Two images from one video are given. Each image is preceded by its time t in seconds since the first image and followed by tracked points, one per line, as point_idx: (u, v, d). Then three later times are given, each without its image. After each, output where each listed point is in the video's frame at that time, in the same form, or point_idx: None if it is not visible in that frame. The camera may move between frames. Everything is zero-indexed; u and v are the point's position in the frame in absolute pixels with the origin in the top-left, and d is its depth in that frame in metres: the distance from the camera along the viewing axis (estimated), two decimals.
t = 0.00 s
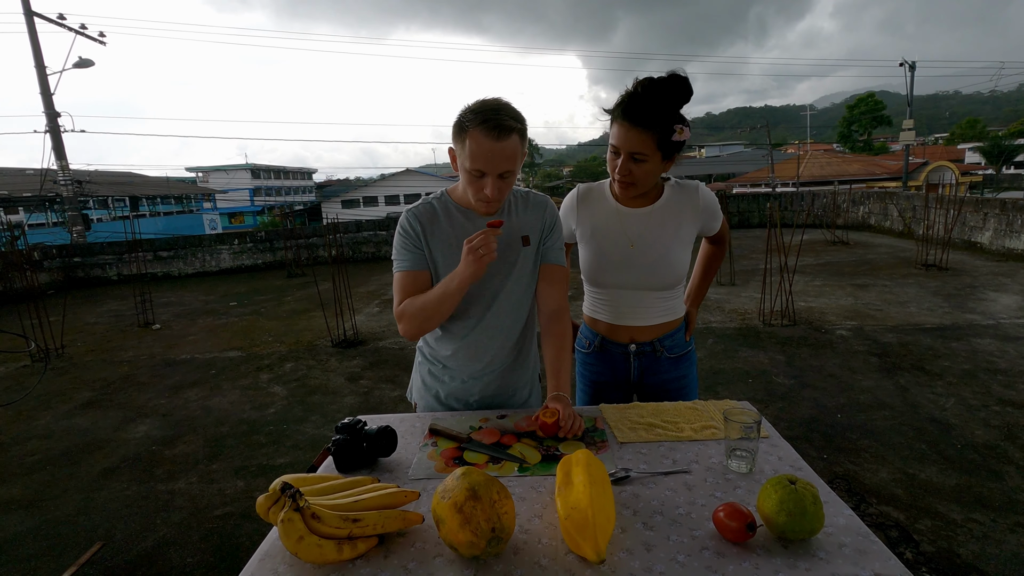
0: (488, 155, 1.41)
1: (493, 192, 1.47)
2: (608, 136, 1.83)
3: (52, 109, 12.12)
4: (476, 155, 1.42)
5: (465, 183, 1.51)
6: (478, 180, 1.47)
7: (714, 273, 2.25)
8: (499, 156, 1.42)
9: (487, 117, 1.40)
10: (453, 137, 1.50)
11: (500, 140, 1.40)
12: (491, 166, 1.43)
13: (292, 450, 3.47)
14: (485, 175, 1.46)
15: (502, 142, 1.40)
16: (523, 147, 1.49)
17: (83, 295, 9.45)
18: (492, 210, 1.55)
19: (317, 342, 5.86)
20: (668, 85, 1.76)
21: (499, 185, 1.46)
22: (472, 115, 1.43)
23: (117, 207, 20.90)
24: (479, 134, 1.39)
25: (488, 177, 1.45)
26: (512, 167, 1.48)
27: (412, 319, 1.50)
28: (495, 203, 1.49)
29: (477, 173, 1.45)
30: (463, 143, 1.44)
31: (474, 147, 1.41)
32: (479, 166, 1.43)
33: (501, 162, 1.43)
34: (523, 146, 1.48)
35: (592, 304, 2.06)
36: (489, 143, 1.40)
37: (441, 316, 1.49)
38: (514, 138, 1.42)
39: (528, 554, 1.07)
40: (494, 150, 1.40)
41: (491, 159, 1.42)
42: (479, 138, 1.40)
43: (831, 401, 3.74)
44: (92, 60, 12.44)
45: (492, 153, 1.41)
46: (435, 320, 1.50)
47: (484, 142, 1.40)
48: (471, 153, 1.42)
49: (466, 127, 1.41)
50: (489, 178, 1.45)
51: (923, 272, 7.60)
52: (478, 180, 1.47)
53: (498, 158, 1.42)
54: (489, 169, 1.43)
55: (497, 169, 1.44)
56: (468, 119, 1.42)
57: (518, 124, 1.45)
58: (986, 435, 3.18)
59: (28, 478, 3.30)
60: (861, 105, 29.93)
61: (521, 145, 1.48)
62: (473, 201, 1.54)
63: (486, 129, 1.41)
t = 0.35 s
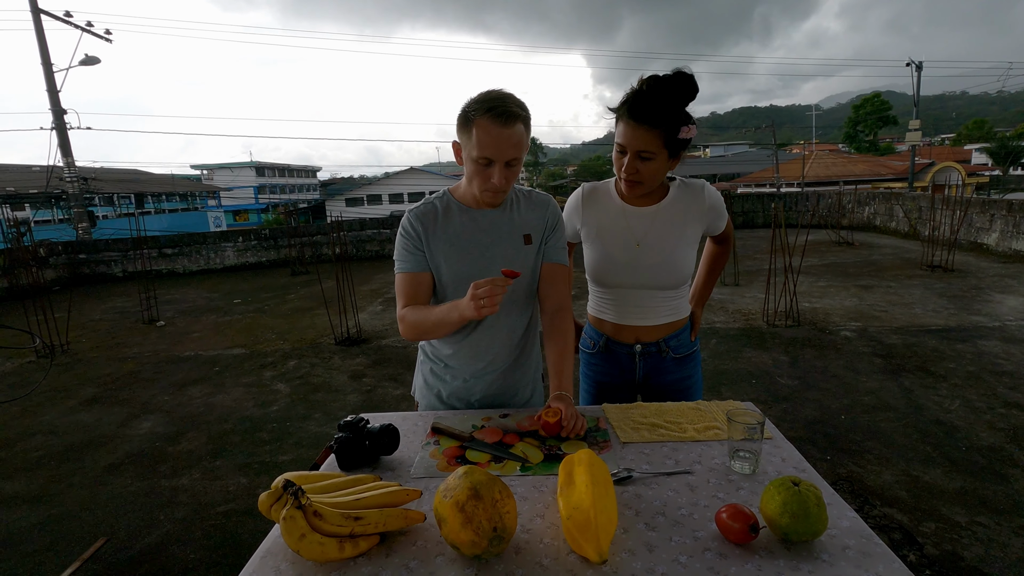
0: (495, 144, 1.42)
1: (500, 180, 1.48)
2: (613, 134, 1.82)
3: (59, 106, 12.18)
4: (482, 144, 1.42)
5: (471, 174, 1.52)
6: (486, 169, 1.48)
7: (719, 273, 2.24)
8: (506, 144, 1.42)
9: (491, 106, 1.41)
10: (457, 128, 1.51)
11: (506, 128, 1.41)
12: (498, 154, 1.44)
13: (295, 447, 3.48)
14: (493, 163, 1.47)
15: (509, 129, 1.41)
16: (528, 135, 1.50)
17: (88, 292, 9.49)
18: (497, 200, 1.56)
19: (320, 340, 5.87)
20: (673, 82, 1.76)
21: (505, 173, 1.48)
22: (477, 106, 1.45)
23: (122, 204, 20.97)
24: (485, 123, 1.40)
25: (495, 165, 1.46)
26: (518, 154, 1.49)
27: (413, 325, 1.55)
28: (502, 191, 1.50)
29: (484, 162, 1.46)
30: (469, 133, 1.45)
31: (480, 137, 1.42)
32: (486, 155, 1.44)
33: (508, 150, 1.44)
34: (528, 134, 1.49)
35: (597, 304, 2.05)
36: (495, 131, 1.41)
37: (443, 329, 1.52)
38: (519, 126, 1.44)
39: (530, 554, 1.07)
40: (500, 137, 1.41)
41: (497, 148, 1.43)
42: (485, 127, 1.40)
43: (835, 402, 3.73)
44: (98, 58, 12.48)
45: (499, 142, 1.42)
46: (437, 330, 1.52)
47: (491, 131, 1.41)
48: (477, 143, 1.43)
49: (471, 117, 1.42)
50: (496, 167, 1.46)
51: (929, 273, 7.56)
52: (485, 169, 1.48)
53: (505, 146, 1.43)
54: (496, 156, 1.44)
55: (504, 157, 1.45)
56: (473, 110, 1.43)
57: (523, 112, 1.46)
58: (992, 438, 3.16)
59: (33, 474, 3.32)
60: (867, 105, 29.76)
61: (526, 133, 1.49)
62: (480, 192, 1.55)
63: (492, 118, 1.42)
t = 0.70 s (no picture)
0: (501, 141, 1.42)
1: (504, 177, 1.48)
2: (613, 124, 1.83)
3: (64, 105, 12.23)
4: (487, 141, 1.42)
5: (476, 171, 1.51)
6: (490, 166, 1.47)
7: (722, 271, 2.24)
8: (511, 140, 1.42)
9: (497, 103, 1.41)
10: (461, 125, 1.51)
11: (511, 125, 1.41)
12: (503, 150, 1.43)
13: (298, 445, 3.49)
14: (497, 160, 1.46)
15: (515, 126, 1.41)
16: (533, 133, 1.50)
17: (93, 290, 9.53)
18: (501, 197, 1.55)
19: (323, 338, 5.89)
20: (671, 69, 1.77)
21: (510, 170, 1.47)
22: (482, 103, 1.45)
23: (127, 203, 21.04)
24: (491, 119, 1.40)
25: (500, 162, 1.46)
26: (524, 151, 1.48)
27: (415, 327, 1.55)
28: (506, 187, 1.50)
29: (489, 159, 1.46)
30: (474, 129, 1.45)
31: (486, 133, 1.41)
32: (492, 151, 1.44)
33: (514, 147, 1.44)
34: (533, 131, 1.49)
35: (599, 300, 2.05)
36: (501, 127, 1.40)
37: (443, 332, 1.52)
38: (524, 123, 1.44)
39: (532, 552, 1.06)
40: (506, 134, 1.40)
41: (503, 144, 1.42)
42: (491, 123, 1.40)
43: (839, 401, 3.71)
44: (103, 56, 12.53)
45: (505, 139, 1.41)
46: (436, 332, 1.53)
47: (497, 127, 1.41)
48: (482, 140, 1.42)
49: (477, 114, 1.42)
50: (501, 163, 1.46)
51: (934, 272, 7.52)
52: (490, 166, 1.47)
53: (511, 143, 1.43)
54: (501, 153, 1.43)
55: (509, 154, 1.44)
56: (478, 107, 1.43)
57: (527, 109, 1.46)
58: (997, 438, 3.14)
59: (38, 470, 3.34)
60: (872, 103, 29.59)
61: (531, 130, 1.49)
62: (483, 189, 1.54)
63: (498, 115, 1.42)
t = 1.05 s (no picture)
0: (502, 139, 1.41)
1: (506, 176, 1.47)
2: (613, 121, 1.83)
3: (68, 104, 12.26)
4: (489, 139, 1.42)
5: (477, 169, 1.51)
6: (492, 164, 1.46)
7: (726, 273, 2.22)
8: (513, 139, 1.41)
9: (499, 102, 1.41)
10: (463, 124, 1.51)
11: (514, 123, 1.40)
12: (505, 148, 1.43)
13: (300, 444, 3.49)
14: (499, 158, 1.46)
15: (517, 124, 1.41)
16: (535, 132, 1.49)
17: (96, 288, 9.56)
18: (502, 196, 1.54)
19: (326, 337, 5.89)
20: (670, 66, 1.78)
21: (512, 168, 1.47)
22: (484, 101, 1.44)
23: (130, 202, 21.08)
24: (494, 117, 1.40)
25: (502, 160, 1.45)
26: (525, 150, 1.48)
27: (415, 329, 1.55)
28: (507, 186, 1.49)
29: (491, 157, 1.45)
30: (476, 127, 1.44)
31: (488, 131, 1.41)
32: (493, 150, 1.43)
33: (515, 145, 1.43)
34: (535, 130, 1.49)
35: (601, 300, 2.04)
36: (503, 125, 1.40)
37: (443, 334, 1.52)
38: (526, 121, 1.43)
39: (533, 553, 1.06)
40: (508, 132, 1.40)
41: (504, 142, 1.42)
42: (493, 120, 1.40)
43: (842, 401, 3.70)
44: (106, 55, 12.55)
45: (506, 137, 1.41)
46: (436, 334, 1.53)
47: (499, 125, 1.40)
48: (484, 137, 1.42)
49: (478, 111, 1.41)
50: (503, 161, 1.45)
51: (938, 272, 7.49)
52: (492, 164, 1.47)
53: (512, 141, 1.42)
54: (503, 151, 1.43)
55: (511, 152, 1.44)
56: (481, 105, 1.43)
57: (530, 108, 1.46)
58: (1001, 439, 3.12)
59: (41, 468, 3.35)
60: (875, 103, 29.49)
61: (533, 129, 1.48)
62: (484, 188, 1.53)
63: (500, 114, 1.42)
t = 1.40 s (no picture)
0: (496, 129, 1.40)
1: (500, 166, 1.46)
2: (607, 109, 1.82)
3: (58, 94, 12.10)
4: (483, 129, 1.40)
5: (471, 158, 1.50)
6: (486, 154, 1.45)
7: (723, 263, 2.21)
8: (507, 129, 1.40)
9: (492, 91, 1.39)
10: (457, 112, 1.49)
11: (507, 112, 1.39)
12: (498, 139, 1.42)
13: (297, 436, 3.49)
14: (493, 148, 1.44)
15: (511, 114, 1.39)
16: (529, 121, 1.48)
17: (90, 281, 9.49)
18: (495, 186, 1.54)
19: (322, 329, 5.88)
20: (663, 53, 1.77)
21: (505, 159, 1.46)
22: (478, 90, 1.42)
23: (123, 194, 20.88)
24: (487, 107, 1.38)
25: (496, 150, 1.44)
26: (519, 140, 1.47)
27: (411, 320, 1.54)
28: (501, 175, 1.48)
29: (485, 146, 1.44)
30: (469, 117, 1.43)
31: (481, 121, 1.39)
32: (487, 140, 1.42)
33: (509, 135, 1.42)
34: (529, 120, 1.47)
35: (597, 290, 2.04)
36: (496, 115, 1.38)
37: (437, 324, 1.52)
38: (520, 111, 1.42)
39: (529, 543, 1.06)
40: (502, 122, 1.38)
41: (499, 132, 1.40)
42: (486, 111, 1.38)
43: (837, 391, 3.72)
44: (97, 45, 12.38)
45: (500, 127, 1.39)
46: (431, 324, 1.52)
47: (492, 115, 1.39)
48: (478, 127, 1.40)
49: (472, 101, 1.40)
50: (496, 152, 1.44)
51: (933, 262, 7.51)
52: (485, 154, 1.45)
53: (506, 131, 1.41)
54: (497, 142, 1.42)
55: (505, 142, 1.42)
56: (474, 94, 1.41)
57: (524, 97, 1.44)
58: (994, 427, 3.15)
59: (37, 461, 3.34)
60: (872, 93, 29.43)
61: (527, 118, 1.46)
62: (478, 177, 1.52)
63: (493, 103, 1.40)
